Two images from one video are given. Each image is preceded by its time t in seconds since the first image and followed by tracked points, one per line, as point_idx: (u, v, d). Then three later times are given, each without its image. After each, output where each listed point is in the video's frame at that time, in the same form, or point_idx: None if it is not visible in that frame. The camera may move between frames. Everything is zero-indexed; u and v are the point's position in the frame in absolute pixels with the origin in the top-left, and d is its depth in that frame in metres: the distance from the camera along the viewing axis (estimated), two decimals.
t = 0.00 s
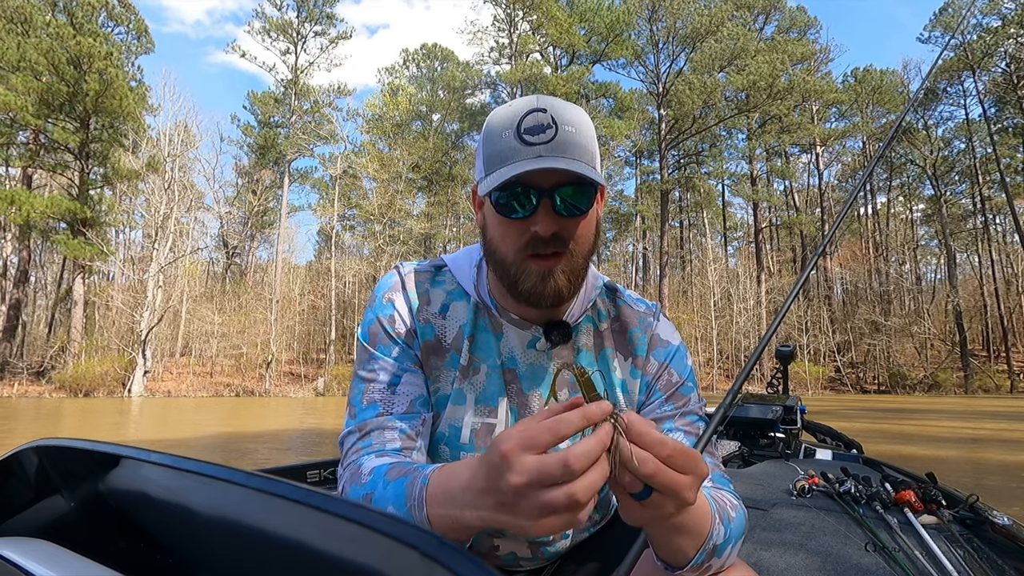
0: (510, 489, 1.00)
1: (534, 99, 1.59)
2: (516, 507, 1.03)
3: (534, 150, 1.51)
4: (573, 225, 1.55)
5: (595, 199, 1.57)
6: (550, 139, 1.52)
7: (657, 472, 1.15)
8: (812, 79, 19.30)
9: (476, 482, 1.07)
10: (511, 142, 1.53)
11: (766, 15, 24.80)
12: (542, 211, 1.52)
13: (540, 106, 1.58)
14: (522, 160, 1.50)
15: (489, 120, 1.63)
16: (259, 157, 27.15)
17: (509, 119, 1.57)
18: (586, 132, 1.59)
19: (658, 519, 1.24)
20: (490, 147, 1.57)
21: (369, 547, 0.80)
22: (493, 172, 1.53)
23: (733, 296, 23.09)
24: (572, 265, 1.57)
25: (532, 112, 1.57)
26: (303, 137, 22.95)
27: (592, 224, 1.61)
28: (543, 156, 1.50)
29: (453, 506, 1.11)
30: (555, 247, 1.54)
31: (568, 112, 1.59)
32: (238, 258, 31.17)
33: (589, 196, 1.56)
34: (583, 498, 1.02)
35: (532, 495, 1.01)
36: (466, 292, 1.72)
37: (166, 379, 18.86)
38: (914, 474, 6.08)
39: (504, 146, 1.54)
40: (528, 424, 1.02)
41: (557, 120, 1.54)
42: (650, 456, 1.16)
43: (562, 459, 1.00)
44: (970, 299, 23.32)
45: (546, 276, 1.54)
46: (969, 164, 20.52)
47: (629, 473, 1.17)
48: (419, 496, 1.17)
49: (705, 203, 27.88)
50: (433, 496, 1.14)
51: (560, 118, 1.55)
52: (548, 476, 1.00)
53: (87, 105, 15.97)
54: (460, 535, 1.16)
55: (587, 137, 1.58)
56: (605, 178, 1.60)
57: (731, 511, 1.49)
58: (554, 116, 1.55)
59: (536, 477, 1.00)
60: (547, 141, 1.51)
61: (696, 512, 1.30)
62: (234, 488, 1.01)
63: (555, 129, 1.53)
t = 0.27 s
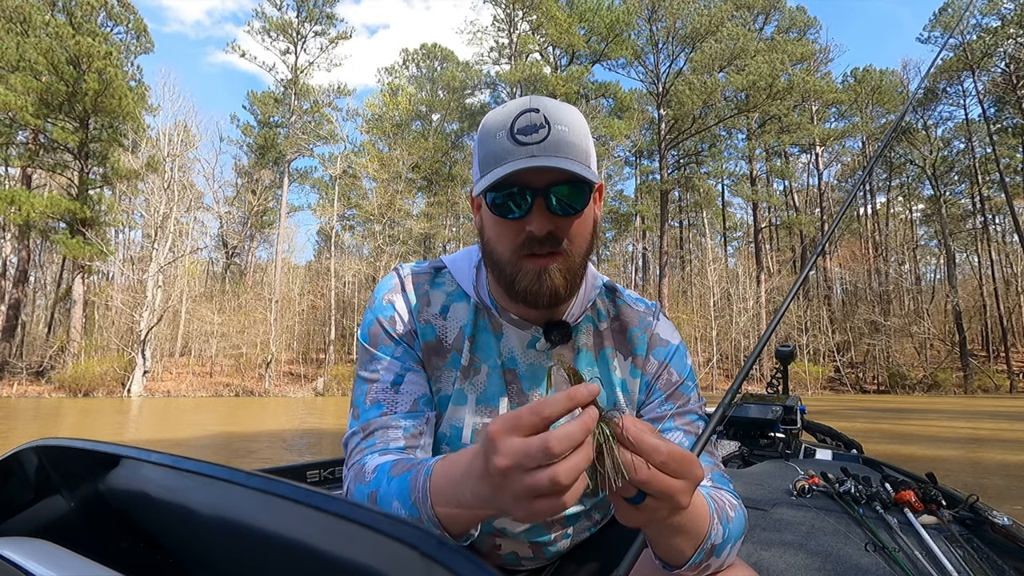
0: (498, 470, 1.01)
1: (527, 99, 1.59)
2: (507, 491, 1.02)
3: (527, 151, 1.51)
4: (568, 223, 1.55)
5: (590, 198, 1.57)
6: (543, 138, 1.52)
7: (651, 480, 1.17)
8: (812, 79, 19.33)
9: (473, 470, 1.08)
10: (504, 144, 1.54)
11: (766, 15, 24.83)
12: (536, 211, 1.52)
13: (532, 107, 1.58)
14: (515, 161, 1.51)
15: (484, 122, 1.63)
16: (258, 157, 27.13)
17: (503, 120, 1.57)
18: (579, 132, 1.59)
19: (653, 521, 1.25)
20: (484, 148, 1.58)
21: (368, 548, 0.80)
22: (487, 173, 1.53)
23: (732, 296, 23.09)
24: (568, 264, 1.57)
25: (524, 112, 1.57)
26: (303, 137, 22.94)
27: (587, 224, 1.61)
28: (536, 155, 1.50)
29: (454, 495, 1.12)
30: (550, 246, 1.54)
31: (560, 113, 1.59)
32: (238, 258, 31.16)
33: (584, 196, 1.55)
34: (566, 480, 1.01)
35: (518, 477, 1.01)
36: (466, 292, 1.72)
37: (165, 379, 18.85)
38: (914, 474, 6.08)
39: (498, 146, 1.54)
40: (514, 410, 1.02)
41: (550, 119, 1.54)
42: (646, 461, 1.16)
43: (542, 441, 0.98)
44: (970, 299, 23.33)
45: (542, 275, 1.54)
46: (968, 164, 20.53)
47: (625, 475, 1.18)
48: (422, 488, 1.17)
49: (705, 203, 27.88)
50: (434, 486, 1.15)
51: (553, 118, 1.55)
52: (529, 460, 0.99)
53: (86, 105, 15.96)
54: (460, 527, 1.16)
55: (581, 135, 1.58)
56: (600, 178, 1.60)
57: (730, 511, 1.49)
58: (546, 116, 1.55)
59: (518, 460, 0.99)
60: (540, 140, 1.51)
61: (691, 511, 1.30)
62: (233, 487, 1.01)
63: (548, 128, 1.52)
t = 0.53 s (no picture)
0: (497, 467, 1.01)
1: (521, 100, 1.59)
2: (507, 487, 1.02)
3: (522, 151, 1.51)
4: (565, 223, 1.55)
5: (586, 196, 1.57)
6: (537, 139, 1.51)
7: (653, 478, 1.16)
8: (812, 80, 19.36)
9: (473, 465, 1.08)
10: (500, 145, 1.53)
11: (765, 15, 24.85)
12: (533, 210, 1.53)
13: (527, 108, 1.57)
14: (510, 162, 1.51)
15: (480, 124, 1.63)
16: (257, 156, 27.12)
17: (497, 121, 1.57)
18: (574, 130, 1.58)
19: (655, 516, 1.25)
20: (480, 151, 1.58)
21: (369, 547, 0.80)
22: (483, 174, 1.54)
23: (732, 296, 23.07)
24: (567, 262, 1.57)
25: (519, 113, 1.56)
26: (302, 137, 22.95)
27: (585, 222, 1.61)
28: (531, 155, 1.50)
29: (454, 490, 1.12)
30: (547, 245, 1.55)
31: (555, 112, 1.58)
32: (237, 257, 31.15)
33: (580, 194, 1.56)
34: (562, 476, 1.00)
35: (517, 472, 1.00)
36: (467, 292, 1.72)
37: (165, 379, 18.84)
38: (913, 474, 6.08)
39: (493, 148, 1.54)
40: (512, 403, 1.02)
41: (543, 120, 1.54)
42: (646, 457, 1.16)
43: (542, 436, 0.98)
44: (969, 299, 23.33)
45: (540, 273, 1.54)
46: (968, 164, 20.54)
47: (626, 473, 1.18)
48: (421, 485, 1.18)
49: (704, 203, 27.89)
50: (435, 481, 1.15)
51: (547, 118, 1.55)
52: (529, 454, 0.99)
53: (85, 104, 15.95)
54: (461, 524, 1.16)
55: (576, 135, 1.58)
56: (596, 175, 1.60)
57: (730, 508, 1.49)
58: (540, 116, 1.54)
59: (517, 454, 0.99)
60: (534, 140, 1.51)
61: (690, 506, 1.30)
62: (233, 487, 1.01)
63: (542, 128, 1.52)
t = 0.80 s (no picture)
0: (490, 438, 1.02)
1: (515, 102, 1.59)
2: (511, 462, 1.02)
3: (516, 154, 1.51)
4: (560, 223, 1.55)
5: (582, 197, 1.57)
6: (531, 141, 1.52)
7: (659, 456, 1.16)
8: (812, 80, 19.40)
9: (471, 443, 1.09)
10: (495, 148, 1.54)
11: (765, 15, 24.86)
12: (529, 212, 1.53)
13: (522, 110, 1.58)
14: (505, 164, 1.51)
15: (476, 128, 1.64)
16: (257, 156, 27.10)
17: (492, 124, 1.58)
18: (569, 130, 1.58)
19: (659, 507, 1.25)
20: (476, 154, 1.59)
21: (369, 548, 0.80)
22: (478, 178, 1.54)
23: (731, 296, 23.06)
24: (564, 263, 1.57)
25: (513, 116, 1.57)
26: (302, 137, 22.95)
27: (582, 221, 1.61)
28: (525, 158, 1.51)
29: (458, 472, 1.12)
30: (543, 246, 1.54)
31: (550, 113, 1.59)
32: (237, 257, 31.16)
33: (576, 195, 1.55)
34: (565, 436, 1.01)
35: (511, 442, 1.01)
36: (467, 293, 1.72)
37: (165, 379, 18.84)
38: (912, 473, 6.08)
39: (489, 152, 1.55)
40: (500, 380, 1.02)
41: (538, 121, 1.54)
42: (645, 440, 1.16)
43: (537, 401, 0.99)
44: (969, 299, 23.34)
45: (537, 274, 1.54)
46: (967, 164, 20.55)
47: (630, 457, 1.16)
48: (426, 473, 1.18)
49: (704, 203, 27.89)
50: (438, 464, 1.16)
51: (542, 119, 1.55)
52: (527, 426, 1.00)
53: (85, 104, 15.94)
54: (469, 510, 1.16)
55: (571, 136, 1.58)
56: (591, 176, 1.60)
57: (727, 506, 1.50)
58: (534, 118, 1.55)
59: (511, 425, 1.00)
60: (529, 142, 1.51)
61: (684, 498, 1.31)
62: (232, 486, 1.01)
63: (537, 130, 1.52)
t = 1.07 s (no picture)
0: (514, 441, 1.02)
1: (526, 104, 1.59)
2: (536, 462, 1.03)
3: (527, 156, 1.51)
4: (571, 226, 1.55)
5: (592, 200, 1.57)
6: (543, 143, 1.52)
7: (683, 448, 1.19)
8: (812, 80, 19.44)
9: (489, 443, 1.09)
10: (506, 149, 1.54)
11: (765, 15, 24.87)
12: (539, 215, 1.53)
13: (532, 111, 1.58)
14: (517, 166, 1.51)
15: (485, 127, 1.63)
16: (256, 156, 27.07)
17: (503, 125, 1.57)
18: (579, 133, 1.58)
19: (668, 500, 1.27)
20: (486, 155, 1.58)
21: (370, 548, 0.80)
22: (489, 179, 1.54)
23: (731, 296, 23.04)
24: (573, 265, 1.57)
25: (524, 117, 1.57)
26: (302, 137, 22.96)
27: (591, 224, 1.61)
28: (537, 161, 1.51)
29: (473, 470, 1.13)
30: (553, 249, 1.54)
31: (561, 115, 1.59)
32: (236, 257, 31.13)
33: (586, 198, 1.56)
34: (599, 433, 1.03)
35: (539, 444, 1.02)
36: (470, 294, 1.72)
37: (164, 379, 18.84)
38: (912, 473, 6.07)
39: (499, 153, 1.54)
40: (524, 382, 1.02)
41: (550, 124, 1.54)
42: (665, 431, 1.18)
43: (567, 406, 1.00)
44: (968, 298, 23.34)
45: (547, 277, 1.54)
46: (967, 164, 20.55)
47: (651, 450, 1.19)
48: (439, 472, 1.19)
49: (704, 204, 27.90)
50: (451, 461, 1.17)
51: (553, 122, 1.55)
52: (553, 426, 1.01)
53: (84, 104, 15.93)
54: (483, 507, 1.17)
55: (582, 139, 1.58)
56: (601, 179, 1.60)
57: (726, 503, 1.50)
58: (546, 120, 1.55)
59: (538, 429, 1.01)
60: (540, 145, 1.51)
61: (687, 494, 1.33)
62: (233, 486, 1.01)
63: (548, 133, 1.52)
